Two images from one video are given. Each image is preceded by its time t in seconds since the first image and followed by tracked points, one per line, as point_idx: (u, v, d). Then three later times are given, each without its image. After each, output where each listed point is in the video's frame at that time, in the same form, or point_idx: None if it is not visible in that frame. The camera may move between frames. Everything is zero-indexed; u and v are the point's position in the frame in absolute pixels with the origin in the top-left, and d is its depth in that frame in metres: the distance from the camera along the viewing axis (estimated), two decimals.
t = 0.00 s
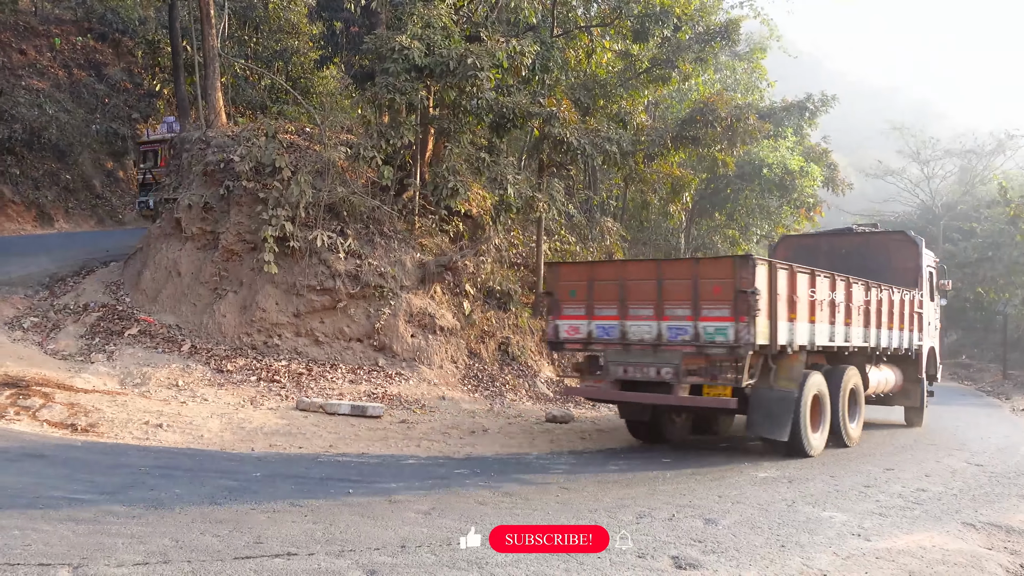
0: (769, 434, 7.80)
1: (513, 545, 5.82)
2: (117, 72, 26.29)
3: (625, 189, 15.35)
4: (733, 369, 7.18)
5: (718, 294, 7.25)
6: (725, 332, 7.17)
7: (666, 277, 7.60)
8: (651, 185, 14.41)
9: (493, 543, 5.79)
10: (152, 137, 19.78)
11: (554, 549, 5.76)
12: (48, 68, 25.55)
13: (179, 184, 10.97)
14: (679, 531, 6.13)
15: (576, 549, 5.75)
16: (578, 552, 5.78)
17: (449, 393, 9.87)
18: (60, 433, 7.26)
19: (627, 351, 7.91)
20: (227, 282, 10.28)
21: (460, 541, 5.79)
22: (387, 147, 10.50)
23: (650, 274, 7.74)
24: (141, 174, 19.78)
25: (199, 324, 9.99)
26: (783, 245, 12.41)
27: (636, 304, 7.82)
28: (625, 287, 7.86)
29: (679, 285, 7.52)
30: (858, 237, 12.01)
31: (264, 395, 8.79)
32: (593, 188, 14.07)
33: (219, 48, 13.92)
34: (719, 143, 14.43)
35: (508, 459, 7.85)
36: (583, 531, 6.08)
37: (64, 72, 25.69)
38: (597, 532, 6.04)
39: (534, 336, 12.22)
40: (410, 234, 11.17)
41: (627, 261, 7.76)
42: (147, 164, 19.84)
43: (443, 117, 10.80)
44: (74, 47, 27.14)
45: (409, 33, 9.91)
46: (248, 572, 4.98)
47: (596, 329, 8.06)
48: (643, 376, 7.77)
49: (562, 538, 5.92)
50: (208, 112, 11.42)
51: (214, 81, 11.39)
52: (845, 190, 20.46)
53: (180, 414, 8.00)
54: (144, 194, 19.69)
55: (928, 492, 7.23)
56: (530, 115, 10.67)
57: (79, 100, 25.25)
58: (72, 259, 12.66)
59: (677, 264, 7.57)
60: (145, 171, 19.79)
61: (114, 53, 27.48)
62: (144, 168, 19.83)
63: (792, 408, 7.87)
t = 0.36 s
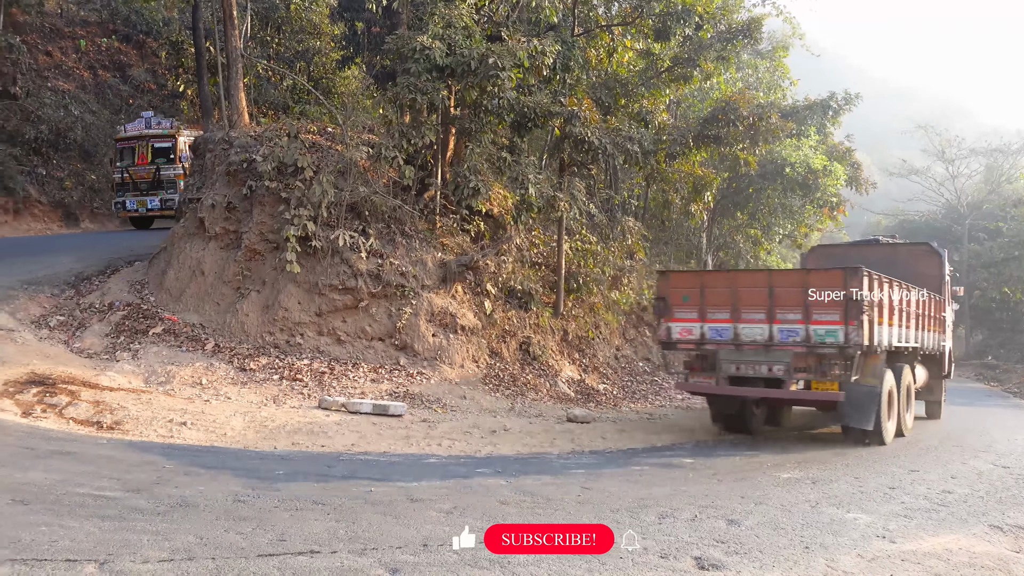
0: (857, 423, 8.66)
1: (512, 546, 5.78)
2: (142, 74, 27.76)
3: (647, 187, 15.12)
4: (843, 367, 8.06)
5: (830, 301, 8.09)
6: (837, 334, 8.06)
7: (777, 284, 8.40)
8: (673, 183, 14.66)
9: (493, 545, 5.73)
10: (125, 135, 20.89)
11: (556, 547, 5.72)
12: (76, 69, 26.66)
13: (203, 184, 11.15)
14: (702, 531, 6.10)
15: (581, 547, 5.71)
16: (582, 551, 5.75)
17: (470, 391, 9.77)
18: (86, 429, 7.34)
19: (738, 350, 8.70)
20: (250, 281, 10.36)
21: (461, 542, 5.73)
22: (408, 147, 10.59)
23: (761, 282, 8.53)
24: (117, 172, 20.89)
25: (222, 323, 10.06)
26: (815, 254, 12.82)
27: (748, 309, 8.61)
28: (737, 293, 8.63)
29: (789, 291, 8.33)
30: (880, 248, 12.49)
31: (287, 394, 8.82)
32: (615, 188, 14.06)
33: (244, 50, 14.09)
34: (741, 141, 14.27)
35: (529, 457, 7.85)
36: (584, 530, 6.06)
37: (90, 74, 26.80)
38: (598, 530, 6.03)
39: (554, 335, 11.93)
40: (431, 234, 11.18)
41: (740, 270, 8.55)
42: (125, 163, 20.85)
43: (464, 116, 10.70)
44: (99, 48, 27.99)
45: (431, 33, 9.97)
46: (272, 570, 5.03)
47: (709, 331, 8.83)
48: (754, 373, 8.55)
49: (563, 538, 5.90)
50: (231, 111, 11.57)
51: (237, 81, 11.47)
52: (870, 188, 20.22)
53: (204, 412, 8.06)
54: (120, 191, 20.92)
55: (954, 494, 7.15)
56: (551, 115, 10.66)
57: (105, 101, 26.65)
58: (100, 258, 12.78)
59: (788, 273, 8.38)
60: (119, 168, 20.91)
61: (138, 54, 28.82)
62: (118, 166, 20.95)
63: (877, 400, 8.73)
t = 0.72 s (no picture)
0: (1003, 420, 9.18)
1: (510, 548, 5.75)
2: (242, 78, 28.26)
3: (743, 187, 14.32)
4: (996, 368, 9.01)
5: (985, 308, 9.09)
6: (992, 338, 9.05)
7: (935, 292, 9.37)
8: (767, 181, 14.27)
9: (492, 546, 5.72)
10: (177, 135, 20.63)
11: (555, 548, 5.70)
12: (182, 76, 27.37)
13: (299, 185, 11.43)
14: (802, 537, 5.97)
15: (581, 549, 5.67)
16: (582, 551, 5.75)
17: (562, 393, 9.73)
18: (194, 423, 7.61)
19: (895, 352, 9.60)
20: (345, 280, 10.54)
21: (459, 542, 5.73)
22: (498, 147, 11.00)
23: (918, 291, 9.48)
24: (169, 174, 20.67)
25: (320, 321, 10.30)
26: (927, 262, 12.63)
27: (904, 315, 9.55)
28: (896, 301, 9.57)
29: (947, 300, 9.31)
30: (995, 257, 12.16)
31: (383, 390, 8.98)
32: (707, 185, 12.92)
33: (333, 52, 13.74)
34: (840, 138, 13.32)
35: (622, 457, 7.84)
36: (583, 530, 6.03)
37: (194, 81, 27.41)
38: (597, 530, 5.98)
39: (647, 335, 11.58)
40: (522, 233, 11.32)
41: (899, 277, 9.50)
42: (177, 164, 20.62)
43: (554, 115, 11.13)
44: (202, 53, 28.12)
45: (521, 34, 10.53)
46: (373, 565, 5.21)
47: (866, 334, 9.72)
48: (910, 372, 9.42)
49: (563, 539, 5.88)
50: (327, 114, 11.80)
51: (332, 84, 11.74)
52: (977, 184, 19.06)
53: (303, 407, 8.26)
54: (172, 194, 20.59)
55: None
56: (641, 112, 10.92)
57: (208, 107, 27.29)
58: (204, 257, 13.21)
59: (944, 282, 9.37)
60: (171, 170, 20.69)
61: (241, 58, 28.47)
62: (171, 168, 20.74)
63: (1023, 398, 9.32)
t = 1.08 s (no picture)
0: None
1: (511, 548, 5.71)
2: (398, 83, 32.49)
3: (914, 182, 12.29)
4: None
5: None
6: None
7: None
8: (941, 175, 12.17)
9: (491, 546, 5.66)
10: (290, 134, 21.49)
11: (556, 549, 5.64)
12: (342, 80, 31.94)
13: (457, 184, 11.77)
14: (981, 555, 5.66)
15: (583, 548, 5.65)
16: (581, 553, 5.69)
17: (719, 393, 9.61)
18: (356, 414, 7.89)
19: None
20: (500, 278, 10.73)
21: (457, 541, 5.68)
22: (653, 143, 10.91)
23: None
24: (283, 174, 21.64)
25: (475, 317, 10.51)
26: None
27: None
28: None
29: None
30: None
31: (536, 387, 9.05)
32: (874, 181, 11.84)
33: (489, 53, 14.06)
34: None
35: (782, 461, 7.67)
36: (582, 530, 5.97)
37: (353, 84, 31.91)
38: (597, 530, 5.94)
39: (807, 335, 11.13)
40: (676, 231, 10.99)
41: None
42: (290, 165, 21.53)
43: (711, 110, 10.99)
44: (362, 60, 33.29)
45: (677, 28, 10.67)
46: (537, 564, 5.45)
47: None
48: None
49: (563, 539, 5.79)
50: (483, 114, 12.05)
51: (487, 85, 11.91)
52: None
53: (459, 402, 8.41)
54: (286, 195, 21.55)
55: None
56: (804, 105, 10.54)
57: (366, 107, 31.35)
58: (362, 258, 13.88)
59: None
60: (285, 170, 21.64)
61: (398, 64, 33.72)
62: (285, 168, 21.70)
63: None
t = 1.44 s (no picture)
0: None
1: (511, 548, 5.63)
2: (529, 84, 34.91)
3: None
4: None
5: None
6: None
7: None
8: None
9: (491, 546, 5.59)
10: (373, 134, 21.38)
11: (556, 550, 5.56)
12: (473, 81, 34.35)
13: (585, 183, 11.84)
14: None
15: (582, 548, 5.55)
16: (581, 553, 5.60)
17: (857, 399, 9.31)
18: (485, 411, 8.01)
19: None
20: (629, 278, 10.63)
21: (456, 540, 5.61)
22: (790, 140, 10.63)
23: None
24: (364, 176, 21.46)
25: (603, 317, 10.49)
26: None
27: None
28: None
29: None
30: None
31: (665, 388, 8.97)
32: None
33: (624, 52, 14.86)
34: None
35: (926, 473, 7.36)
36: (583, 530, 5.86)
37: (484, 85, 34.34)
38: (597, 530, 5.83)
39: (954, 342, 10.54)
40: (813, 230, 10.62)
41: None
42: (372, 166, 21.32)
43: (852, 105, 10.63)
44: (492, 61, 35.66)
45: (816, 20, 10.35)
46: (663, 563, 5.35)
47: None
48: None
49: (562, 539, 5.70)
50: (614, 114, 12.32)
51: (618, 83, 11.95)
52: None
53: (587, 402, 8.42)
54: (367, 197, 21.32)
55: None
56: (953, 98, 10.28)
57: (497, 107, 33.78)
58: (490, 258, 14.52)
59: None
60: (366, 171, 21.48)
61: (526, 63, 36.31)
62: (366, 170, 21.56)
63: None
